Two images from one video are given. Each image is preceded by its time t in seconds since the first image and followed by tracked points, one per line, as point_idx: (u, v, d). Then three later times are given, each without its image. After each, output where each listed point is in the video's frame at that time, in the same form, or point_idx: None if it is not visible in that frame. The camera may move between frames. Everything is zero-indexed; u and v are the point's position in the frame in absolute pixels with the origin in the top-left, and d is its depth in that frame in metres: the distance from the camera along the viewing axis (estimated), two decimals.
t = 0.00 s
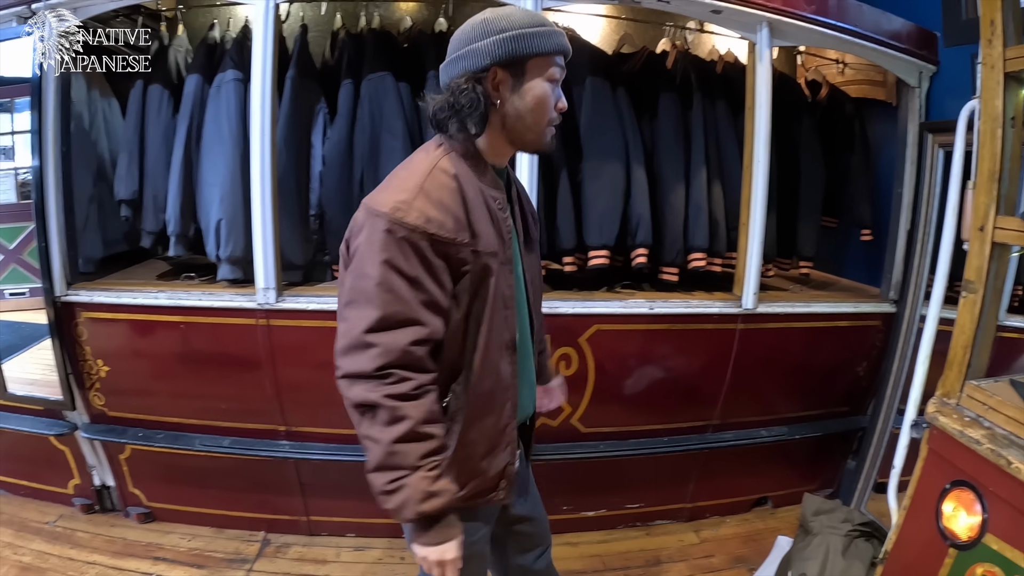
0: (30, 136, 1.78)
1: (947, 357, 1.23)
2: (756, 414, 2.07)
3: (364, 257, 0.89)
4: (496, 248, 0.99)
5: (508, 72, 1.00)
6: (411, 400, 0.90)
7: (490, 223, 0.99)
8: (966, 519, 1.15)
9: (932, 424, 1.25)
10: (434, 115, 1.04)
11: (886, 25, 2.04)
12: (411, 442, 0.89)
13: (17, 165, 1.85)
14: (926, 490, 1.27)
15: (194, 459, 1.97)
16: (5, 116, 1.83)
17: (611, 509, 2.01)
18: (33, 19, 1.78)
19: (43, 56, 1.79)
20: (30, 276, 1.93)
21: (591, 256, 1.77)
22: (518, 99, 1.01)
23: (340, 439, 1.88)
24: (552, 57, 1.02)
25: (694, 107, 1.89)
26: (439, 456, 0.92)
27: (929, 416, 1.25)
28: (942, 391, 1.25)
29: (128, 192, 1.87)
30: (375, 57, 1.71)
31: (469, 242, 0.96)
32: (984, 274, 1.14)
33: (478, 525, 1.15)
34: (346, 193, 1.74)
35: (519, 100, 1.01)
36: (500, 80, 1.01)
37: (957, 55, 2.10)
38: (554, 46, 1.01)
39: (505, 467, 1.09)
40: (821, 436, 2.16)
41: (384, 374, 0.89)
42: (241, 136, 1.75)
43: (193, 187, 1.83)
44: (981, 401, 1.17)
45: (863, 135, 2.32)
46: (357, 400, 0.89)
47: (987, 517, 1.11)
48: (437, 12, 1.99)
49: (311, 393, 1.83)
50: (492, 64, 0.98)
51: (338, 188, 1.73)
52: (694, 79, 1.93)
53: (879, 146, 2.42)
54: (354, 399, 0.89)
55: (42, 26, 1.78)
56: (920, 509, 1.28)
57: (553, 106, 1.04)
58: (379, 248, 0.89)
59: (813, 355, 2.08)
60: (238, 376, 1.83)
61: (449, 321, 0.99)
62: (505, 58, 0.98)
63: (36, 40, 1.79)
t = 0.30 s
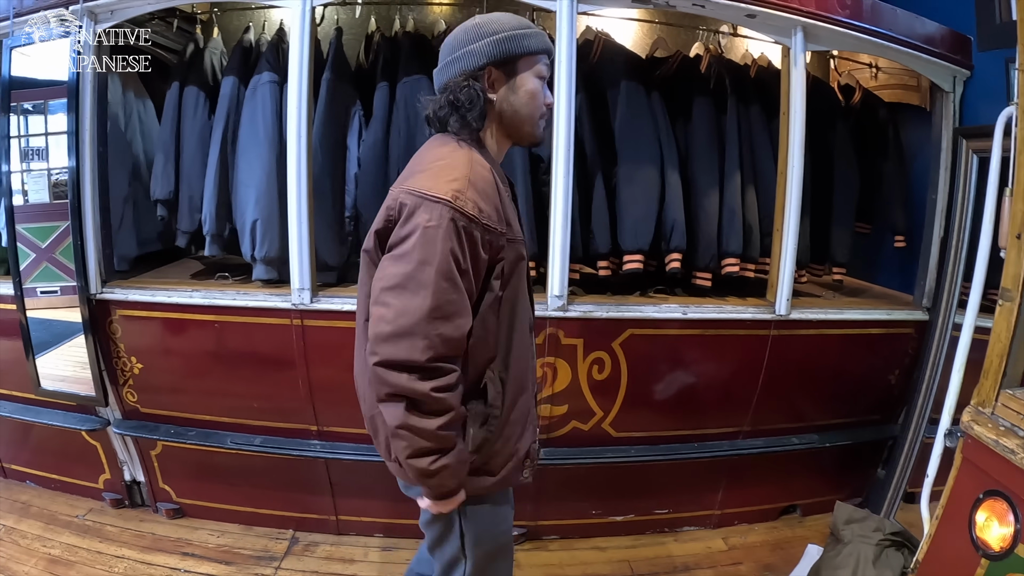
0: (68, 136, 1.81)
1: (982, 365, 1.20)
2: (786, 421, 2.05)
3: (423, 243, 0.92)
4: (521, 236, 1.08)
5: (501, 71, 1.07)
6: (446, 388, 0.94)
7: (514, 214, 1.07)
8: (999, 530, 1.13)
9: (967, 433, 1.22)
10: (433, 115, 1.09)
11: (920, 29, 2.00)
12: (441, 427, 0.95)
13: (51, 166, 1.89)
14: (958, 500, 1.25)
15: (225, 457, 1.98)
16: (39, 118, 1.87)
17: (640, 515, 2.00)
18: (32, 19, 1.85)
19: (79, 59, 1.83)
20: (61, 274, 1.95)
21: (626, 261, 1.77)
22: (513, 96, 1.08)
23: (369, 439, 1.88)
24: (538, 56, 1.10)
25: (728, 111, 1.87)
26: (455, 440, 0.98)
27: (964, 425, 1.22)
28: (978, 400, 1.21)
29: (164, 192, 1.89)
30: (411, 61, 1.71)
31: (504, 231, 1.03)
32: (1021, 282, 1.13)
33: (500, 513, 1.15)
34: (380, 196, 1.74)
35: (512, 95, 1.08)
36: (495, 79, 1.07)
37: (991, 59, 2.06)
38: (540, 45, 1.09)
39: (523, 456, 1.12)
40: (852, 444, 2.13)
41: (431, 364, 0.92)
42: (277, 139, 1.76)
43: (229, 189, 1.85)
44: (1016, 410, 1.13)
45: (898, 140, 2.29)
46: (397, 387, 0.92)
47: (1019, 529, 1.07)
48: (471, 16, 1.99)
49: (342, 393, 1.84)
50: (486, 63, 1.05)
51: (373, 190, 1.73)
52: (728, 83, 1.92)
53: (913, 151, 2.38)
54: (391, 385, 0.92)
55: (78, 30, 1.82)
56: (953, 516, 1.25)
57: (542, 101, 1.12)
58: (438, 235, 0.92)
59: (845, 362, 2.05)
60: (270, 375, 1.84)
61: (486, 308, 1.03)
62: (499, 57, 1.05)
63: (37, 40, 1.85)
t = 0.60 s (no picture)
0: (93, 139, 1.82)
1: (1005, 376, 1.20)
2: (805, 429, 2.04)
3: (405, 213, 0.95)
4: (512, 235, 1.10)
5: (495, 86, 1.09)
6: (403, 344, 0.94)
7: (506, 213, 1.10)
8: (1018, 541, 1.13)
9: (988, 443, 1.23)
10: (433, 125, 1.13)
11: (942, 36, 1.98)
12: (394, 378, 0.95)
13: (73, 167, 1.90)
14: (980, 510, 1.25)
15: (244, 457, 2.00)
16: (62, 120, 1.90)
17: (658, 521, 2.00)
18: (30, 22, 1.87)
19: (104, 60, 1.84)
20: (81, 274, 1.99)
21: (648, 267, 1.77)
22: (505, 107, 1.11)
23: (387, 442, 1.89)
24: (529, 70, 1.12)
25: (751, 118, 1.87)
26: (408, 397, 0.99)
27: (986, 435, 1.22)
28: (1000, 411, 1.21)
29: (187, 194, 1.91)
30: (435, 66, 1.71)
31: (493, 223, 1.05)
32: None
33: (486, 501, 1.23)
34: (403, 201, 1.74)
35: (505, 107, 1.11)
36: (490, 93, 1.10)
37: (1014, 66, 2.03)
38: (531, 59, 1.11)
39: (489, 442, 1.14)
40: (872, 453, 2.11)
41: (387, 317, 0.91)
42: (301, 142, 1.77)
43: (252, 191, 1.86)
44: None
45: (920, 147, 2.29)
46: (353, 334, 0.92)
47: None
48: (493, 21, 2.00)
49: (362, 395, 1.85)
50: (481, 79, 1.07)
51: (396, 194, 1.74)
52: (751, 89, 1.90)
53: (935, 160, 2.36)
54: (351, 332, 0.93)
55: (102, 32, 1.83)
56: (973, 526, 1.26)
57: (534, 111, 1.14)
58: (420, 206, 0.95)
59: (865, 370, 2.03)
60: (291, 377, 1.85)
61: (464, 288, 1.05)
62: (492, 73, 1.07)
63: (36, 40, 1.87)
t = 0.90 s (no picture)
0: (115, 141, 1.84)
1: None
2: (823, 436, 2.03)
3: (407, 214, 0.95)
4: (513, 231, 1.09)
5: (493, 89, 1.10)
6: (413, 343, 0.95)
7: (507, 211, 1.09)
8: None
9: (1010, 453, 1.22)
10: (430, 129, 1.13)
11: (963, 39, 1.96)
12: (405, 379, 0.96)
13: (93, 169, 1.92)
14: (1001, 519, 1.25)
15: (262, 457, 2.01)
16: (82, 122, 1.91)
17: (674, 527, 1.99)
18: (32, 27, 1.93)
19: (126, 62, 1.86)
20: (100, 275, 2.02)
21: (668, 272, 1.76)
22: (503, 109, 1.11)
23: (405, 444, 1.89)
24: (527, 71, 1.13)
25: (772, 123, 1.86)
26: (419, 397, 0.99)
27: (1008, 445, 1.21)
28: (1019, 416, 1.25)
29: (209, 195, 1.92)
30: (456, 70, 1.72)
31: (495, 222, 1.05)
32: None
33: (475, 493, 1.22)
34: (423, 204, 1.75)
35: (504, 109, 1.11)
36: (487, 95, 1.10)
37: None
38: (528, 61, 1.12)
39: (493, 434, 1.12)
40: (890, 461, 2.10)
41: (397, 320, 0.92)
42: (321, 145, 1.78)
43: (273, 193, 1.87)
44: None
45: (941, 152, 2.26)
46: (365, 338, 0.93)
47: None
48: (513, 25, 2.00)
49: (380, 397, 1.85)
50: (479, 81, 1.08)
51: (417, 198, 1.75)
52: (772, 94, 1.89)
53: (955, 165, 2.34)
54: (363, 336, 0.93)
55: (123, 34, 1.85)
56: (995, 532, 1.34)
57: (532, 112, 1.14)
58: (422, 209, 0.95)
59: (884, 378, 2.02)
60: (309, 378, 1.87)
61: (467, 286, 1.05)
62: (489, 76, 1.07)
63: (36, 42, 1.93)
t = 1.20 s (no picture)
0: (131, 138, 1.85)
1: None
2: (837, 440, 2.01)
3: (415, 239, 0.95)
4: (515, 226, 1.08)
5: (485, 83, 1.08)
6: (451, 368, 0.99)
7: (505, 207, 1.08)
8: None
9: None
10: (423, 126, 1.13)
11: (980, 43, 1.93)
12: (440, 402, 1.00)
13: (107, 167, 1.90)
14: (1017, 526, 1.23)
15: (275, 455, 2.02)
16: (97, 121, 1.89)
17: (686, 530, 1.98)
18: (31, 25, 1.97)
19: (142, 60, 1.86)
20: (113, 272, 1.98)
21: (683, 274, 1.76)
22: (497, 105, 1.09)
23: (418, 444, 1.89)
24: (520, 64, 1.10)
25: (789, 125, 1.85)
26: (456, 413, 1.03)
27: None
28: None
29: (224, 194, 1.92)
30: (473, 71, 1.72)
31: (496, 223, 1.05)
32: None
33: (481, 497, 1.21)
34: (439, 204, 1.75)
35: (497, 104, 1.09)
36: (480, 90, 1.08)
37: None
38: (521, 54, 1.09)
39: (516, 434, 1.14)
40: (903, 466, 2.08)
41: (439, 346, 0.96)
42: (337, 144, 1.78)
43: (288, 193, 1.87)
44: None
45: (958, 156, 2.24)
46: (409, 368, 0.96)
47: None
48: (529, 26, 2.01)
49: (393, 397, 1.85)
50: (470, 76, 1.06)
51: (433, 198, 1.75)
52: (789, 95, 1.88)
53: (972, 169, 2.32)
54: (403, 367, 0.96)
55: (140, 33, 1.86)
56: (1014, 539, 1.45)
57: (526, 106, 1.11)
58: (430, 231, 0.95)
59: (899, 384, 2.00)
60: (323, 377, 1.87)
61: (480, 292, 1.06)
62: (480, 71, 1.06)
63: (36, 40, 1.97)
